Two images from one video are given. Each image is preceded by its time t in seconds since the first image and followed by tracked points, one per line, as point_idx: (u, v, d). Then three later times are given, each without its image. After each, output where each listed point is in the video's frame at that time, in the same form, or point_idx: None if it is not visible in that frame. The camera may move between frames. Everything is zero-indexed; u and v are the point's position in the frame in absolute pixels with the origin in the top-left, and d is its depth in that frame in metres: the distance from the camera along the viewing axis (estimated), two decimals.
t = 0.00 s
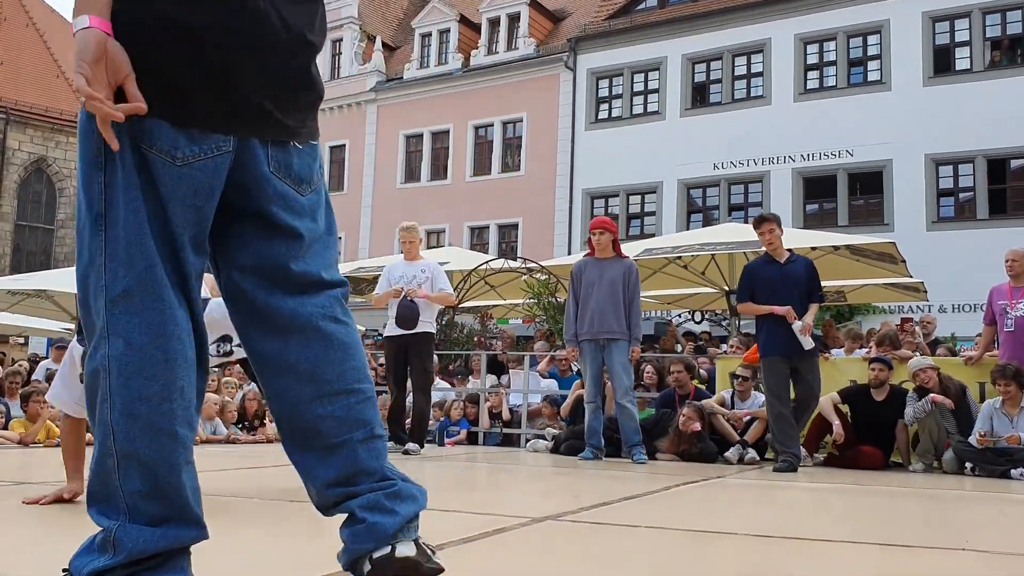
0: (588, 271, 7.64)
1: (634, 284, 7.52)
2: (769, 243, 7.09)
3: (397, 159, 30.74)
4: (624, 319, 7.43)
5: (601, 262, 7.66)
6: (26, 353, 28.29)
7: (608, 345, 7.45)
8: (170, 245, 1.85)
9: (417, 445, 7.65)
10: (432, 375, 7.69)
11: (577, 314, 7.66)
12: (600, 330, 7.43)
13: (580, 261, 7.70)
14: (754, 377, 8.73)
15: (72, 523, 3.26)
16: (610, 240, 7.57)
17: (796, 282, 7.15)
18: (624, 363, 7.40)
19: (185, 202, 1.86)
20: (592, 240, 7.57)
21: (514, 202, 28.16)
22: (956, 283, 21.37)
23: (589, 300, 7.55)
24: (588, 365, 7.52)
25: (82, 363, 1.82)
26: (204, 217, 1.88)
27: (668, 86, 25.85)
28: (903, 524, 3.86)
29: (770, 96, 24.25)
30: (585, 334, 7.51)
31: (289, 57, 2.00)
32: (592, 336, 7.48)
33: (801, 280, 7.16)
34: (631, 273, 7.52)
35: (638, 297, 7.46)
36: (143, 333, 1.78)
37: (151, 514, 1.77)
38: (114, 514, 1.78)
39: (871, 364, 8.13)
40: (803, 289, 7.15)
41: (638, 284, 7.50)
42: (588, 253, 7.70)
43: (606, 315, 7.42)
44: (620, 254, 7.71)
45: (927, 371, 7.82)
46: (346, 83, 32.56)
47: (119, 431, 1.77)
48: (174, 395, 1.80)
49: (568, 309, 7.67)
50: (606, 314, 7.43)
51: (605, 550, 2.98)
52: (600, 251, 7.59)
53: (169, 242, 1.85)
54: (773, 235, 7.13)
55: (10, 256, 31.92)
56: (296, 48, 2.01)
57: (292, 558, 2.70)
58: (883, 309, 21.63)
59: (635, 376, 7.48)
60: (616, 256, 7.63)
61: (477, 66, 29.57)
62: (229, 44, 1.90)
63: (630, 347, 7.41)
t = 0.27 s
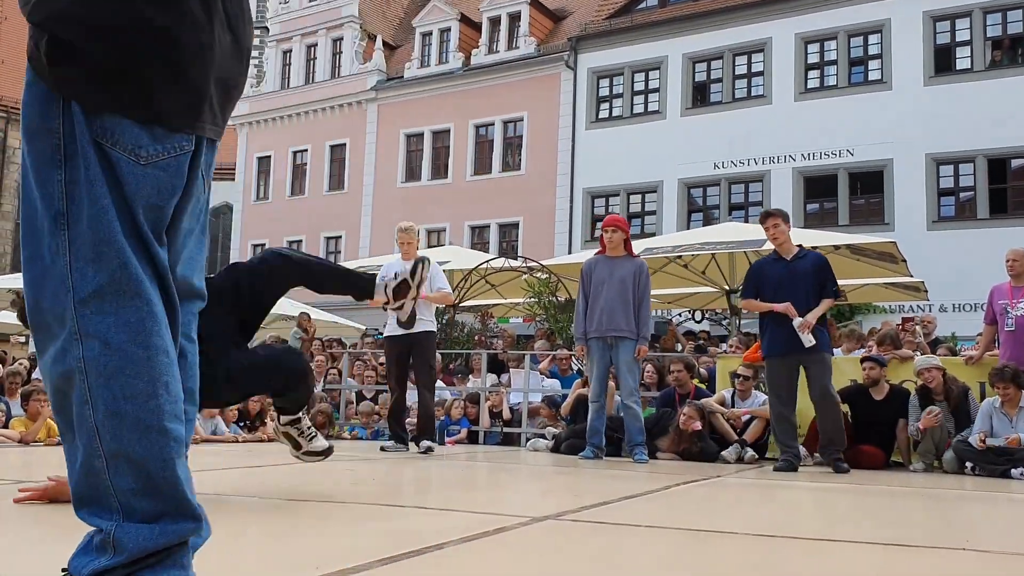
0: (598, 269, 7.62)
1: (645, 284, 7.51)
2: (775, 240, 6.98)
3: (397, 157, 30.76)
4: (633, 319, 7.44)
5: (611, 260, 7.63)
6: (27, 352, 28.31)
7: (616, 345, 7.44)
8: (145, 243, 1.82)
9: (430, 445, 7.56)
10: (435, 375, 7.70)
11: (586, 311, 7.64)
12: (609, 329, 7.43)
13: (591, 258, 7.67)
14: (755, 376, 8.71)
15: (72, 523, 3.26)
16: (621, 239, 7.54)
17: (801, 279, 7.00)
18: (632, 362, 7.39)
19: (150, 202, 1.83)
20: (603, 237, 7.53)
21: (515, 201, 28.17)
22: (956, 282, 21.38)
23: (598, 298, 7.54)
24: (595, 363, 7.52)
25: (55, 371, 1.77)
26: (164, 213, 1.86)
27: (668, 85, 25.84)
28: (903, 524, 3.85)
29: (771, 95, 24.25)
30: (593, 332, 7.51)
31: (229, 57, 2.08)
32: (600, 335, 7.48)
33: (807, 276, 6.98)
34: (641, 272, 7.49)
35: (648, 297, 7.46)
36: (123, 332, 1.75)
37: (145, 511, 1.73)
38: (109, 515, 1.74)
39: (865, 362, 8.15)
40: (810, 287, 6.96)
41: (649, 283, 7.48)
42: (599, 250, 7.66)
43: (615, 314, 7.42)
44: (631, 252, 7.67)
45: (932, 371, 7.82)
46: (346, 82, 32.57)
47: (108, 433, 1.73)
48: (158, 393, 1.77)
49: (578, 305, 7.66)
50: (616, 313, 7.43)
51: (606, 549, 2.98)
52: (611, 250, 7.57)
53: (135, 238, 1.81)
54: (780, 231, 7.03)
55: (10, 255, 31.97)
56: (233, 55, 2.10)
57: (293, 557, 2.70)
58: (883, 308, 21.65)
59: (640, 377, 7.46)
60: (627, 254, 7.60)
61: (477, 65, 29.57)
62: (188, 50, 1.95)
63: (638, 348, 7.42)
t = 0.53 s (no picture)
0: (610, 266, 7.62)
1: (656, 282, 7.50)
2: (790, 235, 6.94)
3: (397, 156, 30.77)
4: (644, 318, 7.44)
5: (623, 258, 7.62)
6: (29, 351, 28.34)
7: (624, 343, 7.45)
8: (90, 223, 1.66)
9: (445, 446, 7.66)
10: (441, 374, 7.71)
11: (597, 307, 7.65)
12: (618, 327, 7.44)
13: (603, 255, 7.67)
14: (755, 375, 8.71)
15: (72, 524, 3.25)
16: (635, 236, 7.54)
17: (810, 276, 6.90)
18: (640, 361, 7.39)
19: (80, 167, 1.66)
20: (616, 234, 7.52)
21: (516, 200, 28.18)
22: (956, 282, 21.39)
23: (609, 296, 7.54)
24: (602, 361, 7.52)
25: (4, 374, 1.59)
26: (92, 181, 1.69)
27: (669, 84, 25.84)
28: (903, 522, 3.86)
29: (771, 94, 24.24)
30: (603, 330, 7.52)
31: (143, 71, 1.80)
32: (610, 332, 7.48)
33: (816, 274, 6.88)
34: (654, 271, 7.49)
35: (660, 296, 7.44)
36: (78, 325, 1.59)
37: (129, 497, 1.63)
38: (92, 509, 1.62)
39: (859, 361, 8.10)
40: (819, 284, 6.86)
41: (660, 282, 7.47)
42: (612, 247, 7.66)
43: (625, 312, 7.43)
44: (643, 250, 7.66)
45: (935, 370, 7.85)
46: (346, 80, 32.56)
47: (76, 424, 1.58)
48: (123, 372, 1.63)
49: (589, 302, 7.67)
50: (626, 311, 7.43)
51: (607, 549, 2.96)
52: (624, 247, 7.57)
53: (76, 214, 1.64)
54: (796, 227, 6.94)
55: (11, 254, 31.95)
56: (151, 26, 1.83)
57: (293, 556, 2.70)
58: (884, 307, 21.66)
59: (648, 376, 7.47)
60: (639, 253, 7.59)
61: (477, 64, 29.56)
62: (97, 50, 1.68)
63: (647, 346, 7.40)
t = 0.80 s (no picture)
0: (621, 265, 7.60)
1: (665, 283, 7.46)
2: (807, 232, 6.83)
3: (397, 155, 30.77)
4: (652, 319, 7.42)
5: (633, 257, 7.60)
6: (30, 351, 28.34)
7: (631, 343, 7.46)
8: None
9: (443, 445, 7.74)
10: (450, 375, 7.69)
11: (606, 307, 7.63)
12: (625, 327, 7.43)
13: (613, 254, 7.65)
14: (755, 374, 8.72)
15: (72, 522, 3.25)
16: (646, 236, 7.51)
17: (823, 274, 6.79)
18: (646, 362, 7.37)
19: None
20: (626, 234, 7.51)
21: (516, 199, 28.17)
22: (956, 281, 21.40)
23: (618, 295, 7.54)
24: (608, 362, 7.52)
25: None
26: None
27: (669, 83, 25.84)
28: (902, 521, 3.86)
29: (772, 93, 24.24)
30: (610, 330, 7.52)
31: None
32: (617, 333, 7.49)
33: (828, 272, 6.78)
34: (662, 272, 7.46)
35: (670, 297, 7.41)
36: None
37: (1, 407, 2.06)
38: None
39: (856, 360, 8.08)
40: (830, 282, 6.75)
41: (670, 283, 7.43)
42: (621, 247, 7.64)
43: (633, 312, 7.42)
44: (653, 250, 7.64)
45: (939, 371, 7.83)
46: (345, 80, 32.55)
47: None
48: None
49: (598, 301, 7.65)
50: (633, 312, 7.42)
51: (606, 548, 2.96)
52: (634, 246, 7.55)
53: None
54: (812, 223, 6.81)
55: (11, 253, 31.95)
56: None
57: (293, 555, 2.70)
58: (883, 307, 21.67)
59: (653, 377, 7.45)
60: (649, 252, 7.57)
61: (478, 63, 29.55)
62: (5, 59, 1.82)
63: (654, 347, 7.39)
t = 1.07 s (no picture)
0: (625, 263, 7.55)
1: (669, 282, 7.45)
2: (816, 230, 6.78)
3: (398, 154, 30.78)
4: (656, 319, 7.42)
5: (637, 256, 7.56)
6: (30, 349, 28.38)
7: (635, 343, 7.45)
8: None
9: (444, 444, 7.74)
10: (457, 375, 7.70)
11: (609, 305, 7.60)
12: (628, 326, 7.41)
13: (618, 253, 7.61)
14: (756, 374, 8.73)
15: (72, 521, 3.25)
16: (649, 236, 7.47)
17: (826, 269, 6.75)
18: (651, 361, 7.38)
19: None
20: (631, 233, 7.47)
21: (517, 198, 28.17)
22: (956, 280, 21.41)
23: (622, 294, 7.49)
24: (610, 361, 7.51)
25: None
26: None
27: (669, 82, 25.82)
28: (903, 521, 3.86)
29: (772, 92, 24.24)
30: (613, 328, 7.49)
31: None
32: (620, 332, 7.46)
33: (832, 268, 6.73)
34: (667, 271, 7.43)
35: (675, 297, 7.40)
36: None
37: None
38: None
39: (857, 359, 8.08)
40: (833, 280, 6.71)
41: (675, 282, 7.42)
42: (626, 245, 7.60)
43: (638, 311, 7.39)
44: (657, 249, 7.60)
45: (940, 371, 7.80)
46: (345, 79, 32.54)
47: None
48: None
49: (601, 300, 7.63)
50: (637, 311, 7.39)
51: (607, 548, 2.95)
52: (638, 246, 7.51)
53: None
54: (822, 222, 6.75)
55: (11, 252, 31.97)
56: None
57: (293, 555, 2.69)
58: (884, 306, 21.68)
59: (655, 376, 7.44)
60: (654, 251, 7.53)
61: (478, 62, 29.53)
62: None
63: (660, 348, 7.41)
